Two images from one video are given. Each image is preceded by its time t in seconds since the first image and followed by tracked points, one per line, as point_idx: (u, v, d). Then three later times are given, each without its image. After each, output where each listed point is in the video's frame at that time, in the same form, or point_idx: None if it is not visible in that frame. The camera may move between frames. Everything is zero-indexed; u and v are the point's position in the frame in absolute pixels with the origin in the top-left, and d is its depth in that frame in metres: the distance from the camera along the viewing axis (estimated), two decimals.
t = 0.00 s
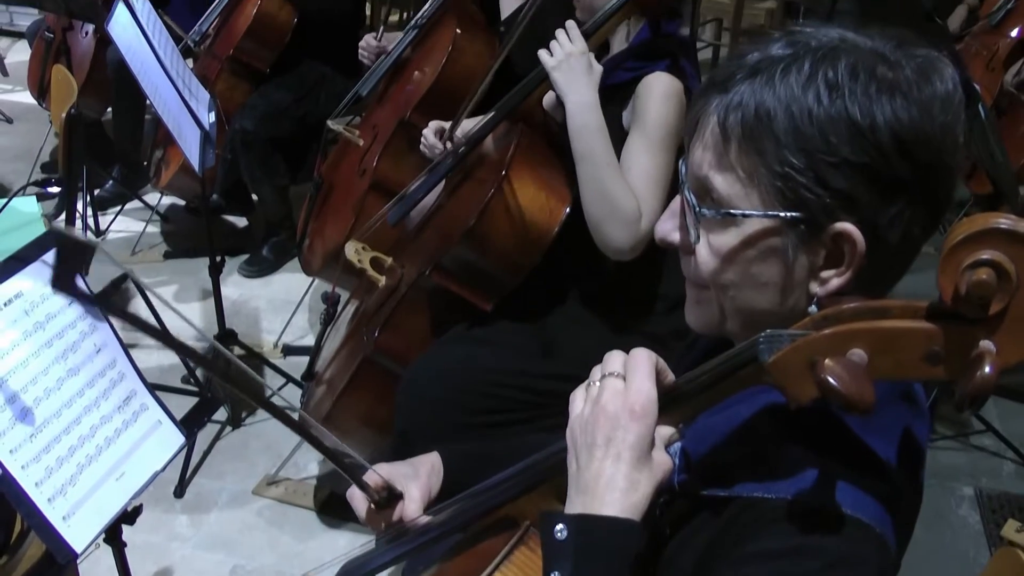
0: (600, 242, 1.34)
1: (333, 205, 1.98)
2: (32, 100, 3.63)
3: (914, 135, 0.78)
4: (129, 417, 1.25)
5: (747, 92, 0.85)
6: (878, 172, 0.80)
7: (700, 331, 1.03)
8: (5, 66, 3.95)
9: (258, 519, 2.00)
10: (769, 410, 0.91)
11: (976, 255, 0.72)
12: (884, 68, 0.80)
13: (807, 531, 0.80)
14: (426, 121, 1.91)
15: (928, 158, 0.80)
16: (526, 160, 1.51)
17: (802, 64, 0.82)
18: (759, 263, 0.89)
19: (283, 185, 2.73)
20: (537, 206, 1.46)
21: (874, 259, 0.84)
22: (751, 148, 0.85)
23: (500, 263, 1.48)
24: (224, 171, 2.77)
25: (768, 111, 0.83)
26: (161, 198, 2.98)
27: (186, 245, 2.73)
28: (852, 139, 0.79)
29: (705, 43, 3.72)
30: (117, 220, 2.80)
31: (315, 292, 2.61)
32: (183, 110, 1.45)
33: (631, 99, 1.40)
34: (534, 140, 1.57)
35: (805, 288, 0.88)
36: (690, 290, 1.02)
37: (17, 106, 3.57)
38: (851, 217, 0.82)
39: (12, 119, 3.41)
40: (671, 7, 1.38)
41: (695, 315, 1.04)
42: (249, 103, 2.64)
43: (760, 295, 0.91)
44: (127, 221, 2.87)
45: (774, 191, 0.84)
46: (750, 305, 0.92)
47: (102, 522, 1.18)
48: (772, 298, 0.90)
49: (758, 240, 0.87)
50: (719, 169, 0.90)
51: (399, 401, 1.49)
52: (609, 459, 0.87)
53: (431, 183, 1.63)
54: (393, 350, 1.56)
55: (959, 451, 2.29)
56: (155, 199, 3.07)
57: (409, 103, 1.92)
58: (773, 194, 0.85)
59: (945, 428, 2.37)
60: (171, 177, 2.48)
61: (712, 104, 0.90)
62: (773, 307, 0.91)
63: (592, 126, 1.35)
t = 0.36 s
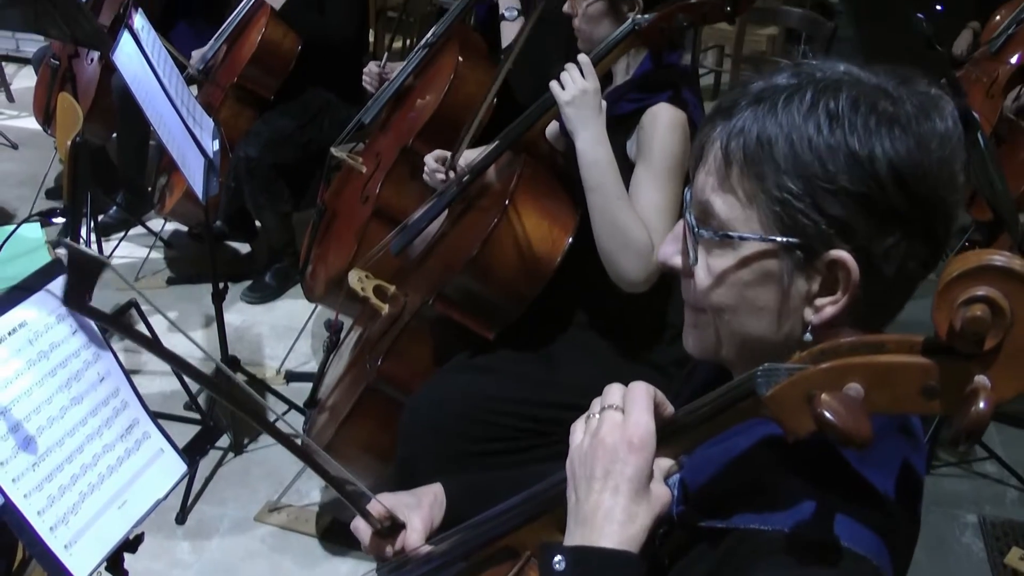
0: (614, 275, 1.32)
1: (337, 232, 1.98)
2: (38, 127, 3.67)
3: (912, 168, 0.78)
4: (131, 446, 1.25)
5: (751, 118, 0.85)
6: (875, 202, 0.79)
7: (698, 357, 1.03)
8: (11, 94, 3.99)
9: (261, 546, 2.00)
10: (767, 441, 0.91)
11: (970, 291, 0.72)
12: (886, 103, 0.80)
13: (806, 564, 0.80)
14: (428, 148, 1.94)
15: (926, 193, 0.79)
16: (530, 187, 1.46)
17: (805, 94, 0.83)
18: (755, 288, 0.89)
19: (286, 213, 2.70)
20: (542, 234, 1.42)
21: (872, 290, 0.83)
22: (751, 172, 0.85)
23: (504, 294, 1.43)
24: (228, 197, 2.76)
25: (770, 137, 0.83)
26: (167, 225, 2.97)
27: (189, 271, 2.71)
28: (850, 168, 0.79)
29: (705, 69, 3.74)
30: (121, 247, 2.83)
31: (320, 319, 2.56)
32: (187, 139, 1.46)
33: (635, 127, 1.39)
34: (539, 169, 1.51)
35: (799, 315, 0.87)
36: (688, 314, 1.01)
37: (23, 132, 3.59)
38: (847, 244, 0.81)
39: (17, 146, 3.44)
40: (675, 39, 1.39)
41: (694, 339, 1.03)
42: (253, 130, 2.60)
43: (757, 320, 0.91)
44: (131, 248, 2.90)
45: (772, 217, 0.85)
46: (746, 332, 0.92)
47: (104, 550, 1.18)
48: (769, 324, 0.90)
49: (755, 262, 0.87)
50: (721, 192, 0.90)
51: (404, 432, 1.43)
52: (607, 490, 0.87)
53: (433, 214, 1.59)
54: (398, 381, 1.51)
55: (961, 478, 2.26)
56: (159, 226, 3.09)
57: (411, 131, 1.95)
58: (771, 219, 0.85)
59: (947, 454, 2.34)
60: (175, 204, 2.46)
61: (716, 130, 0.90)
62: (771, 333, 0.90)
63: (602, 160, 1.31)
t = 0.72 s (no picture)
0: (614, 305, 1.33)
1: (339, 264, 1.98)
2: (42, 157, 3.69)
3: (893, 206, 0.76)
4: (134, 480, 1.24)
5: (744, 143, 0.85)
6: (850, 235, 0.77)
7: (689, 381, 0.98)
8: (17, 125, 4.02)
9: None
10: (765, 481, 0.91)
11: (969, 335, 0.70)
12: (879, 142, 0.78)
13: None
14: (430, 180, 1.96)
15: (906, 233, 0.76)
16: (531, 221, 1.49)
17: (798, 125, 0.82)
18: (736, 309, 0.87)
19: (290, 244, 2.67)
20: (543, 267, 1.45)
21: (844, 325, 0.81)
22: (739, 194, 0.84)
23: (507, 326, 1.45)
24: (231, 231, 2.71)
25: (758, 161, 0.83)
26: (171, 256, 2.94)
27: (193, 302, 2.70)
28: (828, 197, 0.77)
29: (707, 100, 3.74)
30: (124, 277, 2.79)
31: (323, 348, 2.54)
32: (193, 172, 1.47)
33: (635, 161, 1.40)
34: (540, 203, 1.54)
35: (776, 342, 0.85)
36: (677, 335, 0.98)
37: (28, 163, 3.62)
38: (822, 274, 0.79)
39: (22, 177, 3.46)
40: (675, 74, 1.41)
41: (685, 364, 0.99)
42: (258, 161, 2.60)
43: (736, 342, 0.89)
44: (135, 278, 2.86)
45: (754, 239, 0.83)
46: (725, 355, 0.90)
47: None
48: (746, 346, 0.88)
49: (736, 282, 0.86)
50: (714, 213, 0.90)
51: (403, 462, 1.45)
52: (606, 533, 0.87)
53: (435, 247, 1.60)
54: (401, 414, 1.52)
55: (966, 509, 2.21)
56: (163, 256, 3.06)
57: (413, 164, 1.98)
58: (754, 241, 0.83)
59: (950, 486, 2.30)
60: (180, 236, 2.47)
61: (716, 154, 0.90)
62: (749, 356, 0.88)
63: (602, 193, 1.33)
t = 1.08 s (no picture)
0: (617, 344, 1.33)
1: (344, 302, 1.99)
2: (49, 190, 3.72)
3: (882, 267, 0.75)
4: (138, 516, 1.23)
5: (750, 186, 0.85)
6: (837, 292, 0.77)
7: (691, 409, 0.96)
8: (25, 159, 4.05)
9: None
10: (768, 525, 0.90)
11: (970, 384, 0.70)
12: (879, 200, 0.77)
13: None
14: (436, 219, 1.98)
15: (894, 295, 0.76)
16: (537, 259, 1.49)
17: (803, 174, 0.82)
18: (728, 351, 0.87)
19: (293, 279, 2.68)
20: (548, 304, 1.45)
21: (831, 377, 0.80)
22: (739, 237, 0.85)
23: (511, 364, 1.45)
24: (236, 266, 2.72)
25: (758, 208, 0.83)
26: (176, 288, 2.95)
27: (198, 336, 2.71)
28: (819, 251, 0.77)
29: (709, 135, 3.75)
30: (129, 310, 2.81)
31: (327, 382, 2.55)
32: (197, 209, 1.47)
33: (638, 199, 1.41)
34: (544, 242, 1.54)
35: (764, 389, 0.85)
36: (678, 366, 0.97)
37: (35, 196, 3.65)
38: (808, 327, 0.79)
39: (29, 210, 3.49)
40: (678, 113, 1.42)
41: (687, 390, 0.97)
42: (263, 197, 2.63)
43: (728, 382, 0.88)
44: (141, 310, 2.87)
45: (749, 285, 0.83)
46: (718, 395, 0.90)
47: None
48: (737, 387, 0.88)
49: (731, 325, 0.86)
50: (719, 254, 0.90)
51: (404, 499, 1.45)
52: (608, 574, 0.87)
53: (439, 284, 1.61)
54: (402, 450, 1.52)
55: (971, 549, 2.17)
56: (167, 289, 3.07)
57: (419, 201, 1.99)
58: (749, 287, 0.83)
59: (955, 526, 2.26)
60: (184, 270, 2.48)
61: (726, 192, 0.90)
62: (738, 397, 0.88)
63: (606, 230, 1.33)
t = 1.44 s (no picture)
0: (617, 371, 1.32)
1: (350, 326, 1.99)
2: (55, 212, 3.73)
3: (879, 306, 0.75)
4: (143, 543, 1.22)
5: (744, 224, 0.84)
6: (835, 332, 0.77)
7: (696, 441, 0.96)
8: (32, 181, 4.06)
9: None
10: (774, 560, 0.89)
11: (980, 422, 0.68)
12: (873, 235, 0.77)
13: None
14: (441, 242, 1.98)
15: (893, 333, 0.76)
16: (543, 285, 1.49)
17: (797, 211, 0.81)
18: (730, 390, 0.87)
19: (299, 302, 2.68)
20: (555, 331, 1.44)
21: (834, 418, 0.80)
22: (735, 277, 0.84)
23: (519, 391, 1.44)
24: (241, 290, 2.72)
25: (753, 247, 0.82)
26: (181, 311, 2.96)
27: (203, 359, 2.71)
28: (815, 292, 0.77)
29: (715, 157, 3.75)
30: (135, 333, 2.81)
31: (332, 406, 2.54)
32: (204, 235, 1.48)
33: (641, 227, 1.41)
34: (550, 266, 1.53)
35: (767, 426, 0.85)
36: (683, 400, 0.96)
37: (42, 218, 3.66)
38: (807, 367, 0.79)
39: (36, 233, 3.50)
40: (681, 138, 1.42)
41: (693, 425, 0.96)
42: (269, 221, 2.63)
43: (730, 419, 0.88)
44: (146, 333, 2.88)
45: (747, 325, 0.83)
46: (722, 432, 0.89)
47: None
48: (741, 425, 0.87)
49: (731, 365, 0.86)
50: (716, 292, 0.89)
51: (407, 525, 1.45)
52: None
53: (445, 311, 1.62)
54: (408, 476, 1.50)
55: None
56: (173, 312, 3.07)
57: (426, 225, 1.99)
58: (747, 327, 0.83)
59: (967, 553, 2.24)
60: (190, 293, 2.48)
61: (721, 228, 0.89)
62: (740, 435, 0.87)
63: (608, 258, 1.33)
